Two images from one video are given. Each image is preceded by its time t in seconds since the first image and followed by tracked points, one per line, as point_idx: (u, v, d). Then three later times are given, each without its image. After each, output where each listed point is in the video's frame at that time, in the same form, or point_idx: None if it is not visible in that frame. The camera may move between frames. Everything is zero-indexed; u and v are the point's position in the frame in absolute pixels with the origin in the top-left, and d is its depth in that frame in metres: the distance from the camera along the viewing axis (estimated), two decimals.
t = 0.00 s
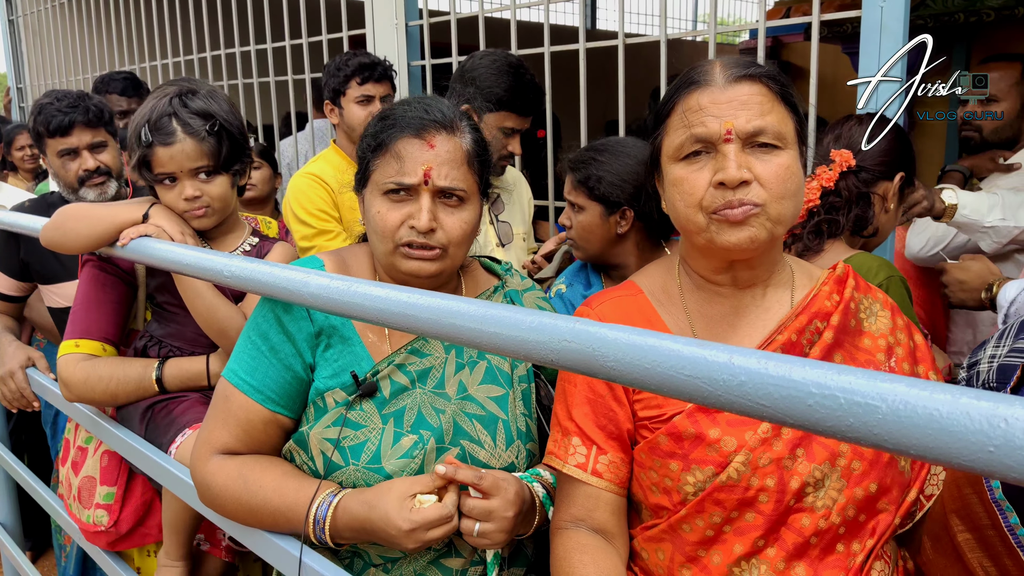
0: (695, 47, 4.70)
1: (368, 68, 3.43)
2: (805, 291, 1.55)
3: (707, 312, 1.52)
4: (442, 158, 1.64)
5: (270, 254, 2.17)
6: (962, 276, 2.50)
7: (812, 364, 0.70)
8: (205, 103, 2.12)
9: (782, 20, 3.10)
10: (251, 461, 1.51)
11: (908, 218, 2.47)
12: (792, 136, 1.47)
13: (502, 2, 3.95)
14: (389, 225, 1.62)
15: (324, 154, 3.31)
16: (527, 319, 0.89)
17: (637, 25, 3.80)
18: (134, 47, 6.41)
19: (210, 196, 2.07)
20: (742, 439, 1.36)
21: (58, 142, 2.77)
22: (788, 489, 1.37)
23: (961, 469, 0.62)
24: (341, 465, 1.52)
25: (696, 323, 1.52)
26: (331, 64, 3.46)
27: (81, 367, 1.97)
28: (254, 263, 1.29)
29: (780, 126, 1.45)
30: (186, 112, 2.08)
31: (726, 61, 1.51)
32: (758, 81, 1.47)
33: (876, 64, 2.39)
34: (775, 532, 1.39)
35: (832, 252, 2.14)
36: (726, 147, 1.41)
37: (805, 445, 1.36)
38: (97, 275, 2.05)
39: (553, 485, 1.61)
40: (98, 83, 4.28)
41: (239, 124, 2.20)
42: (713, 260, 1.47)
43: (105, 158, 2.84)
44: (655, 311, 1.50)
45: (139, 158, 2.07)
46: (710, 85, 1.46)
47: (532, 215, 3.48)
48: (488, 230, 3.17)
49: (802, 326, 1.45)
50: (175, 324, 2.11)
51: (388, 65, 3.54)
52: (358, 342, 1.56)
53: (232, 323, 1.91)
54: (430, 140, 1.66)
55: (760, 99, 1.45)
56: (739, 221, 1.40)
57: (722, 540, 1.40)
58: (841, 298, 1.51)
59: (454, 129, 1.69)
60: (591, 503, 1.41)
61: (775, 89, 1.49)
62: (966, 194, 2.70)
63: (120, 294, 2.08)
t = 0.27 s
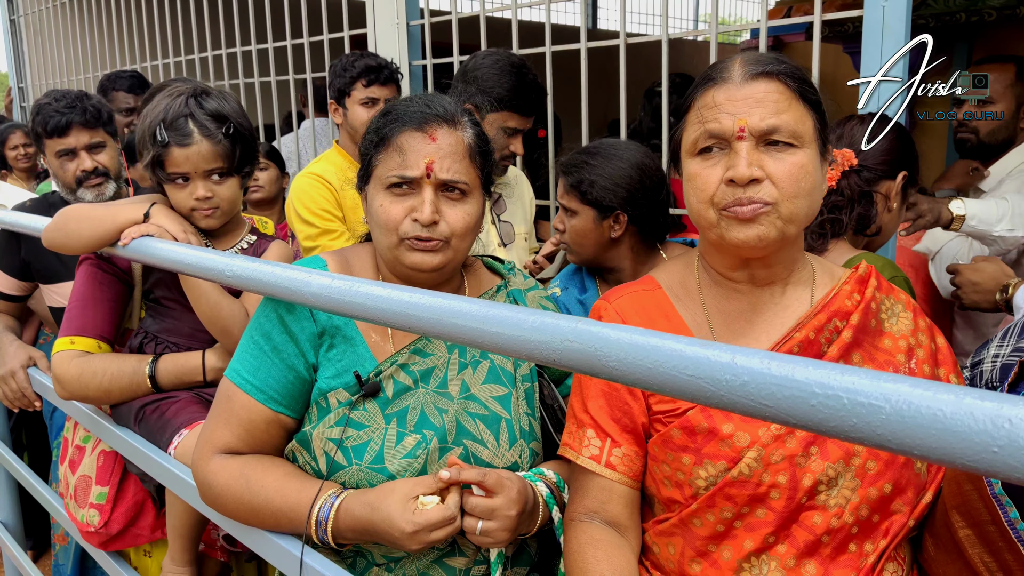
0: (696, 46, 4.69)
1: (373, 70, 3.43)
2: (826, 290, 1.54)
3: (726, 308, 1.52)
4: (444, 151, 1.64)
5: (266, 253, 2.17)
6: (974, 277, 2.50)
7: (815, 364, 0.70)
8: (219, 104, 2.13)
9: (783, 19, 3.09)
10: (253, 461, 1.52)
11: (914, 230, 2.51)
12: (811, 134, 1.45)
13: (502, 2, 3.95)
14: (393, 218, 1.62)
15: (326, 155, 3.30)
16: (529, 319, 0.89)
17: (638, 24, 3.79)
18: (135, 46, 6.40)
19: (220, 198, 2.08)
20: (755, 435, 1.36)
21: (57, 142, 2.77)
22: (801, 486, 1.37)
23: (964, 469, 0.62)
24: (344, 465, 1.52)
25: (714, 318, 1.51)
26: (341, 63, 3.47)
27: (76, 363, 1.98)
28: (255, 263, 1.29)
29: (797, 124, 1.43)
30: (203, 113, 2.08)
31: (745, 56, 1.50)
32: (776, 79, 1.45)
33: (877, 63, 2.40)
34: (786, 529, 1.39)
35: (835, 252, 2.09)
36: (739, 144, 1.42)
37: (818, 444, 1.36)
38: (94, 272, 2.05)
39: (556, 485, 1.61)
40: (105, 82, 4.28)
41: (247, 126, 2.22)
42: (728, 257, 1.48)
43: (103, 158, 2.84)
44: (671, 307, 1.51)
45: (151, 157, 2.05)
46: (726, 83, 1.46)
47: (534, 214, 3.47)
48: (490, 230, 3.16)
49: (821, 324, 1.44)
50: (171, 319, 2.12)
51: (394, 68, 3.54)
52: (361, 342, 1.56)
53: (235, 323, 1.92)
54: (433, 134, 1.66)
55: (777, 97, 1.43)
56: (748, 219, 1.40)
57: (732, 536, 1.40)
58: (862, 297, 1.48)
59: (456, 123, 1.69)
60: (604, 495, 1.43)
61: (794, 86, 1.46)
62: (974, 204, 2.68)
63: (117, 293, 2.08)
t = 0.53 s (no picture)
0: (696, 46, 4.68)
1: (374, 70, 3.43)
2: (845, 290, 1.53)
3: (741, 305, 1.52)
4: (442, 150, 1.64)
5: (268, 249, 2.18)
6: (987, 276, 2.46)
7: (817, 363, 0.70)
8: (224, 101, 2.17)
9: (785, 19, 3.08)
10: (253, 460, 1.51)
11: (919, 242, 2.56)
12: (830, 133, 1.44)
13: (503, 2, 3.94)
14: (391, 217, 1.62)
15: (328, 155, 3.30)
16: (529, 318, 0.89)
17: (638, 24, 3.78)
18: (135, 45, 6.40)
19: (230, 193, 2.11)
20: (763, 433, 1.36)
21: (59, 141, 2.77)
22: (808, 486, 1.36)
23: (966, 468, 0.62)
24: (345, 464, 1.52)
25: (728, 315, 1.52)
26: (341, 63, 3.48)
27: (77, 357, 1.98)
28: (256, 262, 1.29)
29: (816, 123, 1.42)
30: (211, 109, 2.12)
31: (767, 52, 1.49)
32: (796, 76, 1.44)
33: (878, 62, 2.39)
34: (791, 528, 1.38)
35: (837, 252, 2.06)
36: (756, 142, 1.42)
37: (828, 444, 1.35)
38: (95, 268, 2.05)
39: (557, 484, 1.60)
40: (114, 78, 4.28)
41: (246, 121, 2.26)
42: (744, 256, 1.48)
43: (105, 158, 2.84)
44: (686, 301, 1.53)
45: (162, 155, 2.06)
46: (746, 79, 1.46)
47: (535, 214, 3.47)
48: (490, 229, 3.16)
49: (837, 324, 1.42)
50: (176, 313, 2.11)
51: (395, 67, 3.54)
52: (362, 342, 1.55)
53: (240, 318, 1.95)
54: (429, 133, 1.66)
55: (796, 94, 1.43)
56: (765, 218, 1.40)
57: (738, 532, 1.40)
58: (881, 298, 1.46)
59: (452, 121, 1.69)
60: (616, 489, 1.47)
61: (814, 85, 1.44)
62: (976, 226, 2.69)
63: (117, 289, 2.09)
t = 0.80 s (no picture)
0: (696, 47, 4.68)
1: (374, 70, 3.43)
2: (858, 290, 1.52)
3: (752, 305, 1.52)
4: (438, 149, 1.64)
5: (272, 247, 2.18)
6: (993, 274, 2.45)
7: (820, 363, 0.70)
8: (230, 97, 2.18)
9: (787, 19, 3.08)
10: (255, 460, 1.51)
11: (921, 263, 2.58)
12: (845, 131, 1.43)
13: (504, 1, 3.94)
14: (390, 218, 1.62)
15: (330, 155, 3.30)
16: (531, 317, 0.89)
17: (639, 24, 3.78)
18: (136, 45, 6.39)
19: (240, 190, 2.13)
20: (771, 434, 1.36)
21: (61, 141, 2.77)
22: (815, 487, 1.36)
23: (969, 468, 0.62)
24: (347, 463, 1.52)
25: (739, 315, 1.53)
26: (340, 64, 3.48)
27: (88, 350, 1.98)
28: (258, 262, 1.29)
29: (830, 120, 1.42)
30: (221, 106, 2.13)
31: (782, 49, 1.49)
32: (810, 72, 1.44)
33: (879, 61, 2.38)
34: (798, 528, 1.38)
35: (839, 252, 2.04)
36: (769, 139, 1.42)
37: (835, 445, 1.35)
38: (98, 264, 2.06)
39: (558, 483, 1.60)
40: (123, 77, 4.29)
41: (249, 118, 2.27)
42: (756, 253, 1.48)
43: (106, 158, 2.84)
44: (696, 302, 1.54)
45: (173, 152, 2.06)
46: (760, 75, 1.47)
47: (536, 215, 3.47)
48: (492, 229, 3.15)
49: (849, 325, 1.42)
50: (186, 311, 2.10)
51: (394, 66, 3.54)
52: (363, 341, 1.56)
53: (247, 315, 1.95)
54: (426, 133, 1.66)
55: (810, 91, 1.43)
56: (776, 214, 1.40)
57: (744, 531, 1.41)
58: (895, 299, 1.45)
59: (449, 120, 1.69)
60: (623, 487, 1.49)
61: (829, 81, 1.44)
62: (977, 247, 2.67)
63: (121, 285, 2.10)
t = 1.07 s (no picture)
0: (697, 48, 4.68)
1: (370, 70, 3.42)
2: (862, 291, 1.52)
3: (757, 306, 1.52)
4: (436, 152, 1.65)
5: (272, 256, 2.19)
6: (976, 280, 2.47)
7: (818, 368, 0.70)
8: (235, 106, 2.20)
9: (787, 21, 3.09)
10: (256, 462, 1.52)
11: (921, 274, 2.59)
12: (845, 134, 1.44)
13: (504, 3, 3.94)
14: (391, 222, 1.63)
15: (332, 159, 3.31)
16: (531, 321, 0.89)
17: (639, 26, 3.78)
18: (136, 47, 6.40)
19: (244, 197, 2.14)
20: (773, 434, 1.36)
21: (61, 144, 2.78)
22: (817, 487, 1.36)
23: (966, 473, 0.63)
24: (347, 466, 1.52)
25: (743, 316, 1.53)
26: (338, 67, 3.50)
27: (89, 361, 1.98)
28: (259, 265, 1.29)
29: (830, 124, 1.42)
30: (227, 114, 2.15)
31: (783, 53, 1.50)
32: (811, 76, 1.45)
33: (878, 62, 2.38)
34: (800, 529, 1.39)
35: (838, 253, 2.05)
36: (769, 142, 1.42)
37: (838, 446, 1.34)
38: (99, 271, 2.05)
39: (557, 485, 1.60)
40: (124, 80, 4.30)
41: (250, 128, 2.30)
42: (758, 256, 1.49)
43: (107, 162, 2.85)
44: (700, 302, 1.54)
45: (178, 157, 2.06)
46: (760, 80, 1.47)
47: (536, 216, 3.47)
48: (492, 232, 3.16)
49: (852, 325, 1.42)
50: (184, 324, 2.11)
51: (391, 67, 3.52)
52: (363, 344, 1.56)
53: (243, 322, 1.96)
54: (424, 135, 1.66)
55: (811, 94, 1.43)
56: (776, 216, 1.41)
57: (747, 531, 1.41)
58: (899, 299, 1.46)
59: (446, 122, 1.69)
60: (625, 485, 1.50)
61: (829, 84, 1.45)
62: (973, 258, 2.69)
63: (123, 292, 2.09)
